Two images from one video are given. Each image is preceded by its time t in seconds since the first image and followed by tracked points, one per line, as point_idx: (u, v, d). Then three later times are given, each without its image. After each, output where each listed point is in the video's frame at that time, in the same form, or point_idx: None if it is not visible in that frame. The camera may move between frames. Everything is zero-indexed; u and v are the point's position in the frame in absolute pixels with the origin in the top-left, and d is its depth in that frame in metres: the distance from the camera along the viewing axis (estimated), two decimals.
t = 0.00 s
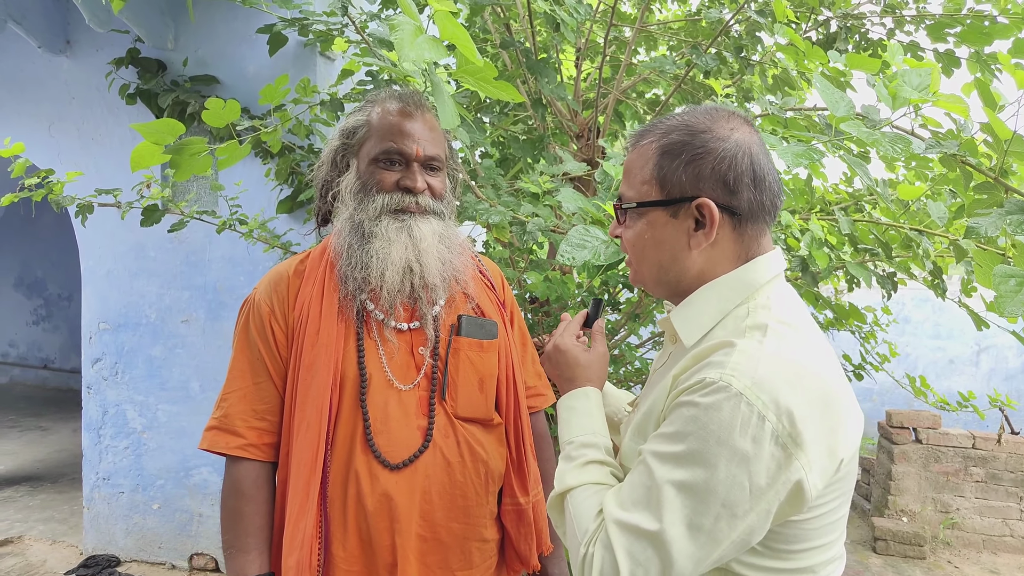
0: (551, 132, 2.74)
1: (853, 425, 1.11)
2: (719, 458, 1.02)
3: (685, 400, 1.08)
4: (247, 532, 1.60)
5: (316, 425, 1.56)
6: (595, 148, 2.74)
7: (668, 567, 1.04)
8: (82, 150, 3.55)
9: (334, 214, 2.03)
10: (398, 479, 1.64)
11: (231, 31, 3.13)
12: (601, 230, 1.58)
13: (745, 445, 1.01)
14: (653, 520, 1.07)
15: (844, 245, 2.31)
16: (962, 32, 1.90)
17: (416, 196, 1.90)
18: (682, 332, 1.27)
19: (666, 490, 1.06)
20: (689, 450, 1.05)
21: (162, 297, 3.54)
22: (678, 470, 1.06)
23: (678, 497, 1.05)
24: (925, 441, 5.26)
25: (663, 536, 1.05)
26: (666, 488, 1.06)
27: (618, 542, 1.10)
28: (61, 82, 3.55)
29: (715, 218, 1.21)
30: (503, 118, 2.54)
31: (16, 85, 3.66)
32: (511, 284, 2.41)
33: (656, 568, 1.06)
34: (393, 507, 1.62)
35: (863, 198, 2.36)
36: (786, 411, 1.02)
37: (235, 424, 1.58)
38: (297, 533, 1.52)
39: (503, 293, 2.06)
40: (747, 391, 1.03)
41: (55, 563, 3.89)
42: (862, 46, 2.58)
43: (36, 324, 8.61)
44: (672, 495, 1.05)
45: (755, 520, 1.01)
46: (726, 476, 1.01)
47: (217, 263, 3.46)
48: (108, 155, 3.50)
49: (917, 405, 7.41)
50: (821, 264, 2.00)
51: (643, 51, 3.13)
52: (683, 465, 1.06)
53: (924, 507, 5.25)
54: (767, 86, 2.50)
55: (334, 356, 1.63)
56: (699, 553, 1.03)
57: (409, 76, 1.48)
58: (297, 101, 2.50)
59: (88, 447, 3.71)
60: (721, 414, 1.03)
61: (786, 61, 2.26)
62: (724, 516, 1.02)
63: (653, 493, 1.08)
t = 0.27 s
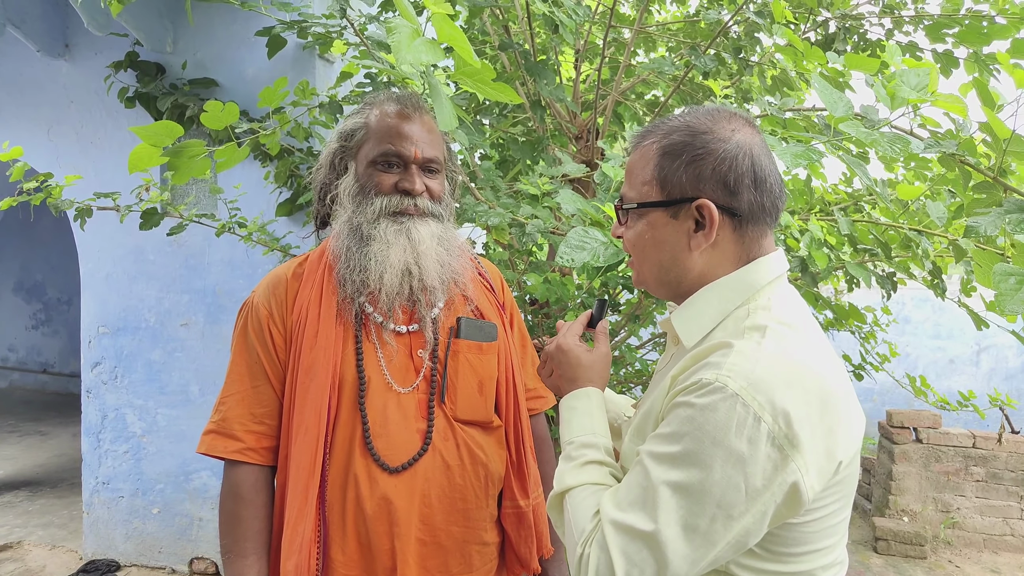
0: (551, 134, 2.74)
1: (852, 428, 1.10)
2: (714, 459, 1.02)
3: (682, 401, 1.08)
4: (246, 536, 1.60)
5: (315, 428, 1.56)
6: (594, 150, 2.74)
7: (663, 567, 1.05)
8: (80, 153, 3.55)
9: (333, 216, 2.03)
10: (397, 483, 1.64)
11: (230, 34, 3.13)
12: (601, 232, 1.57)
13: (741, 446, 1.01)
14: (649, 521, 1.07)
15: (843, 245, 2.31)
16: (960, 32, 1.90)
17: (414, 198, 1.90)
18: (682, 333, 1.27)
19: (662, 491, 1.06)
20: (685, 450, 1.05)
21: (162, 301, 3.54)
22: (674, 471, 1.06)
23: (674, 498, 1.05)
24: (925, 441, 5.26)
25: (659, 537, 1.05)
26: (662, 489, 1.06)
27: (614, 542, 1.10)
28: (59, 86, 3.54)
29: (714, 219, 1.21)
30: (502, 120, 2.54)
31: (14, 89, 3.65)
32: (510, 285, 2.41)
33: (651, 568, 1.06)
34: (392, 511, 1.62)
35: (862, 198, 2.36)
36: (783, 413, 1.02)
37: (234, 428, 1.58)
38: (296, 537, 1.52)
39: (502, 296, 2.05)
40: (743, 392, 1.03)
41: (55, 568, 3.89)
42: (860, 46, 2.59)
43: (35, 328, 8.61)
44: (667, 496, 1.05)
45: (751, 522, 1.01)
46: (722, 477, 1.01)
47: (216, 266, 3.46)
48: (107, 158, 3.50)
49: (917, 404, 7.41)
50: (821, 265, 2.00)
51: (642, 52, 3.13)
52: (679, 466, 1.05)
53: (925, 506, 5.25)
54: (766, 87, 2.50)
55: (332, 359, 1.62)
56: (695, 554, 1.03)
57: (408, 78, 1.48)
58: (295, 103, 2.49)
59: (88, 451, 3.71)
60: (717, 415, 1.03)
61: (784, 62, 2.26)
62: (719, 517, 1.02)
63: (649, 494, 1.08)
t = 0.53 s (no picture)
0: (551, 135, 2.73)
1: (857, 431, 1.09)
2: (717, 463, 1.01)
3: (684, 404, 1.07)
4: (247, 540, 1.59)
5: (316, 432, 1.55)
6: (594, 150, 2.74)
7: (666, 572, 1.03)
8: (82, 156, 3.56)
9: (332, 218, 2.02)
10: (399, 486, 1.63)
11: (231, 37, 3.14)
12: (601, 233, 1.56)
13: (744, 450, 1.00)
14: (652, 526, 1.05)
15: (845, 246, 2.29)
16: (962, 31, 1.88)
17: (414, 199, 1.89)
18: (685, 335, 1.26)
19: (665, 495, 1.05)
20: (687, 454, 1.03)
21: (164, 303, 3.54)
22: (677, 475, 1.05)
23: (676, 502, 1.04)
24: (931, 442, 5.23)
25: (662, 542, 1.03)
26: (665, 494, 1.05)
27: (617, 547, 1.09)
28: (61, 89, 3.55)
29: (716, 219, 1.20)
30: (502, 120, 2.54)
31: (16, 92, 3.66)
32: (512, 287, 2.40)
33: (654, 573, 1.05)
34: (394, 514, 1.61)
35: (864, 198, 2.35)
36: (786, 415, 1.01)
37: (234, 432, 1.57)
38: (297, 541, 1.51)
39: (503, 297, 2.04)
40: (745, 394, 1.02)
41: (58, 571, 3.89)
42: (861, 45, 2.57)
43: (39, 331, 8.63)
44: (670, 501, 1.04)
45: (755, 526, 1.00)
46: (725, 481, 1.00)
47: (218, 269, 3.46)
48: (109, 161, 3.51)
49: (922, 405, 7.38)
50: (823, 266, 1.99)
51: (642, 52, 3.12)
52: (681, 470, 1.04)
53: (931, 507, 5.21)
54: (766, 87, 2.49)
55: (332, 362, 1.62)
56: (698, 559, 1.02)
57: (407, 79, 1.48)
58: (295, 105, 2.49)
59: (91, 454, 3.71)
60: (719, 418, 1.02)
61: (785, 61, 2.25)
62: (723, 522, 1.01)
63: (652, 498, 1.06)
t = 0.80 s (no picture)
0: (554, 133, 2.73)
1: (861, 430, 1.09)
2: (720, 462, 1.00)
3: (686, 403, 1.07)
4: (248, 539, 1.58)
5: (316, 429, 1.55)
6: (598, 149, 2.73)
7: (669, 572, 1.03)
8: (84, 153, 3.55)
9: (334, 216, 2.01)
10: (401, 484, 1.63)
11: (234, 33, 3.13)
12: (603, 230, 1.56)
13: (748, 449, 0.99)
14: (654, 526, 1.05)
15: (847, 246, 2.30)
16: (968, 31, 1.88)
17: (417, 196, 1.88)
18: (688, 334, 1.26)
19: (667, 495, 1.04)
20: (690, 453, 1.03)
21: (165, 300, 3.53)
22: (679, 474, 1.04)
23: (679, 502, 1.04)
24: (932, 443, 5.22)
25: (664, 542, 1.03)
26: (667, 493, 1.04)
27: (619, 547, 1.08)
28: (63, 86, 3.55)
29: (719, 216, 1.19)
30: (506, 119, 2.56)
31: (18, 89, 3.66)
32: (514, 285, 2.40)
33: (656, 573, 1.04)
34: (396, 512, 1.60)
35: (868, 198, 2.34)
36: (790, 414, 1.00)
37: (235, 430, 1.57)
38: (299, 539, 1.51)
39: (506, 295, 2.04)
40: (748, 393, 1.01)
41: (58, 569, 3.88)
42: (866, 45, 2.57)
43: (40, 328, 8.63)
44: (673, 500, 1.04)
45: (758, 525, 1.00)
46: (728, 480, 1.00)
47: (219, 266, 3.46)
48: (110, 158, 3.50)
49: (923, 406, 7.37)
50: (826, 265, 1.98)
51: (646, 51, 3.12)
52: (684, 469, 1.04)
53: (932, 508, 5.21)
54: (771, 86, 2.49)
55: (334, 360, 1.61)
56: (701, 558, 1.02)
57: (410, 75, 1.48)
58: (298, 102, 2.49)
59: (91, 451, 3.70)
60: (722, 417, 1.01)
61: (791, 60, 2.24)
62: (726, 521, 1.00)
63: (654, 497, 1.06)
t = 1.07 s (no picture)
0: (546, 140, 2.73)
1: (851, 436, 1.09)
2: (711, 468, 1.00)
3: (676, 409, 1.07)
4: (238, 550, 1.56)
5: (308, 437, 1.54)
6: (590, 156, 2.74)
7: None
8: (73, 159, 3.52)
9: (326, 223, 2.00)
10: (394, 492, 1.62)
11: (225, 40, 3.13)
12: (595, 237, 1.56)
13: (738, 455, 0.99)
14: (645, 533, 1.04)
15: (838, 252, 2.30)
16: (954, 40, 1.90)
17: (410, 203, 1.88)
18: (680, 341, 1.25)
19: (658, 502, 1.04)
20: (680, 459, 1.03)
21: (154, 307, 3.51)
22: (669, 481, 1.04)
23: (669, 509, 1.03)
24: (922, 449, 5.24)
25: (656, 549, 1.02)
26: (658, 500, 1.04)
27: (610, 555, 1.07)
28: (53, 91, 3.52)
29: (710, 223, 1.19)
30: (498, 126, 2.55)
31: (8, 94, 3.63)
32: (506, 292, 2.39)
33: None
34: (390, 520, 1.59)
35: (858, 206, 2.36)
36: (780, 420, 1.00)
37: (226, 439, 1.55)
38: (290, 549, 1.48)
39: (499, 301, 2.03)
40: (739, 399, 1.01)
41: None
42: (855, 54, 2.59)
43: (28, 336, 8.54)
44: (663, 507, 1.03)
45: (748, 532, 1.00)
46: (718, 487, 0.99)
47: (210, 273, 3.44)
48: (100, 164, 3.48)
49: (913, 413, 7.41)
50: (817, 272, 1.99)
51: (638, 59, 3.14)
52: (675, 475, 1.03)
53: (923, 515, 5.22)
54: (761, 94, 2.51)
55: (326, 367, 1.60)
56: (691, 566, 1.01)
57: (403, 82, 1.48)
58: (289, 108, 2.48)
59: (78, 460, 3.66)
60: (713, 423, 1.01)
61: (781, 69, 2.26)
62: (717, 528, 1.00)
63: (644, 504, 1.06)
